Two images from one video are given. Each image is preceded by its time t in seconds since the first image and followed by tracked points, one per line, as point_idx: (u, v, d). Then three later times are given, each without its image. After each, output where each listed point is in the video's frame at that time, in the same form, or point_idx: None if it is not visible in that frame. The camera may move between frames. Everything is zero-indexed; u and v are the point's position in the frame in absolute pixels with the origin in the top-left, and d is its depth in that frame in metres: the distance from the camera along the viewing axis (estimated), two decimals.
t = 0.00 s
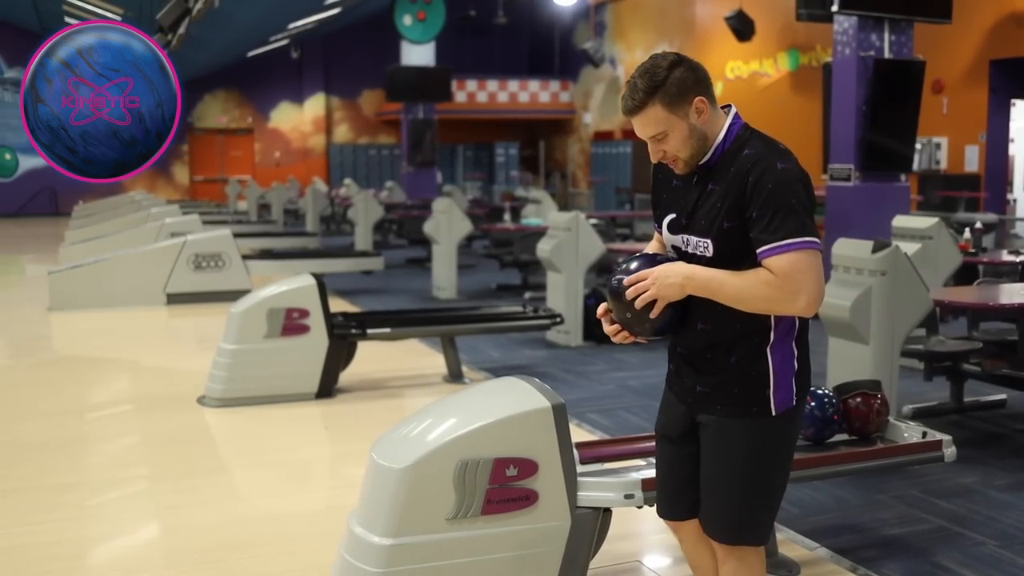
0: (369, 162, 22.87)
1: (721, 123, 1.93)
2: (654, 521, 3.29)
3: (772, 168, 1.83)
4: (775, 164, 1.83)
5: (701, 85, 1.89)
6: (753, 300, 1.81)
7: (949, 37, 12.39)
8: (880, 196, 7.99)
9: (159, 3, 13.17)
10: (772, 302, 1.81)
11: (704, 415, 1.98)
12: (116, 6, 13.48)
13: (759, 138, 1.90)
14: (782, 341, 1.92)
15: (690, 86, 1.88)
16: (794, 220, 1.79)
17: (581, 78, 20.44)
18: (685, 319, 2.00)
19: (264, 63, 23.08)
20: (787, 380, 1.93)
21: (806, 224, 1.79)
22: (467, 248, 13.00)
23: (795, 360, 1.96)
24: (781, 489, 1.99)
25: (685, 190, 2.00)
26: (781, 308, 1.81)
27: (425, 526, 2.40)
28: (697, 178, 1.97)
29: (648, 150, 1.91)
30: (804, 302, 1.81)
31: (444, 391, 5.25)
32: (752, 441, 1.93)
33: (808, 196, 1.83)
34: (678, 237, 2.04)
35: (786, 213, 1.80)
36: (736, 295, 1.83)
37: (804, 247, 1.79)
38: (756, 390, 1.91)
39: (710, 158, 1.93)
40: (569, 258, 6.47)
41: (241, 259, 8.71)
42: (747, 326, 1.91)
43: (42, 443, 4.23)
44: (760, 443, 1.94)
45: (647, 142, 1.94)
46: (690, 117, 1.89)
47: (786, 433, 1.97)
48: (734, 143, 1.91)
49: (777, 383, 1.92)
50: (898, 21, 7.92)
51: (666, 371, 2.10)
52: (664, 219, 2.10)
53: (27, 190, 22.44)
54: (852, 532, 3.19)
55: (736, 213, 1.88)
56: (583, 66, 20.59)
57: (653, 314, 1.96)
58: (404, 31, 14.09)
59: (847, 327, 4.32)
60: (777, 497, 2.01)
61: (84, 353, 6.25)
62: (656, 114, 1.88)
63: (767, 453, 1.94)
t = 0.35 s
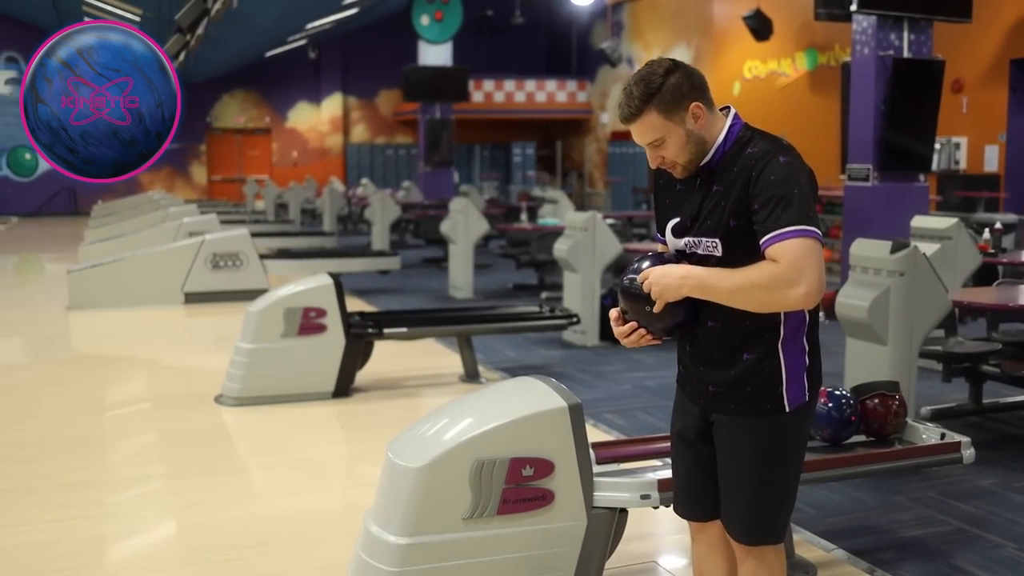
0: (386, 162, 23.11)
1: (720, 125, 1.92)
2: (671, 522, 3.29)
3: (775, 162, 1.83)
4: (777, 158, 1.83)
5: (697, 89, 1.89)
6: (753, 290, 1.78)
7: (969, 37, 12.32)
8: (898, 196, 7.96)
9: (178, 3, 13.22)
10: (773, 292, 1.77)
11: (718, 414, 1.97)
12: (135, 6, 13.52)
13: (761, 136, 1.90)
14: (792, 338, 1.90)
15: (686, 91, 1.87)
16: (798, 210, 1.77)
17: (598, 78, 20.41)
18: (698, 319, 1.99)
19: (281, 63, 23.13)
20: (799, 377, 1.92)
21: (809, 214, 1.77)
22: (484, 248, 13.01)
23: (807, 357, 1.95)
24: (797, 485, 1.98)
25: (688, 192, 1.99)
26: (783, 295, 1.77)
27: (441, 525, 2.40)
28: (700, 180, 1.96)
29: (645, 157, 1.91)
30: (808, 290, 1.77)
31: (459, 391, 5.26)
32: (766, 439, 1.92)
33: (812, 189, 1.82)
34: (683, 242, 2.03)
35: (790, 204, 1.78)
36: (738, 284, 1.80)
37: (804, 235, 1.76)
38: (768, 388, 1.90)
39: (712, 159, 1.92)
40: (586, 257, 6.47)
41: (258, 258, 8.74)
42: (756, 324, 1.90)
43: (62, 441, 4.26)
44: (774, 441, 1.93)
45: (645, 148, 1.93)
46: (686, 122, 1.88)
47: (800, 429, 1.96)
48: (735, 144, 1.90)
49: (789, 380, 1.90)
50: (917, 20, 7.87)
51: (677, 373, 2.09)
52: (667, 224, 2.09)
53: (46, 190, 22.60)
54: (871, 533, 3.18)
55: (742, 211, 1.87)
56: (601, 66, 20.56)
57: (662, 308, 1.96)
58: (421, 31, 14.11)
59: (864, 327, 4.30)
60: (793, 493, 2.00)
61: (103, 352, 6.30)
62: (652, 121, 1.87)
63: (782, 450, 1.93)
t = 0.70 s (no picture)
0: (388, 162, 22.99)
1: (705, 128, 1.93)
2: (670, 523, 3.29)
3: (763, 162, 1.82)
4: (765, 158, 1.83)
5: (680, 95, 1.89)
6: (752, 294, 1.78)
7: (970, 36, 12.31)
8: (900, 196, 7.95)
9: (180, 2, 13.21)
10: (771, 296, 1.78)
11: (716, 412, 1.97)
12: (137, 5, 13.51)
13: (748, 138, 1.89)
14: (789, 335, 1.90)
15: (668, 96, 1.88)
16: (790, 210, 1.77)
17: (599, 78, 20.42)
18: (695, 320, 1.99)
19: (282, 63, 23.14)
20: (796, 372, 1.92)
21: (801, 213, 1.77)
22: (485, 247, 13.03)
23: (803, 353, 1.95)
24: (795, 481, 1.98)
25: (677, 195, 1.99)
26: (783, 296, 1.77)
27: (442, 526, 2.40)
28: (688, 183, 1.96)
29: (632, 162, 1.92)
30: (806, 291, 1.78)
31: (460, 391, 5.26)
32: (765, 437, 1.92)
33: (801, 187, 1.82)
34: (675, 245, 2.03)
35: (781, 203, 1.78)
36: (736, 289, 1.80)
37: (798, 237, 1.76)
38: (766, 385, 1.90)
39: (700, 161, 1.92)
40: (587, 257, 6.47)
41: (259, 258, 8.75)
42: (753, 322, 1.90)
43: (63, 441, 4.26)
44: (773, 436, 1.93)
45: (631, 154, 1.94)
46: (671, 125, 1.89)
47: (797, 426, 1.96)
48: (722, 146, 1.91)
49: (787, 375, 1.91)
50: (919, 20, 7.86)
51: (675, 373, 2.09)
52: (658, 227, 2.09)
53: (49, 189, 22.62)
54: (871, 533, 3.18)
55: (733, 212, 1.87)
56: (602, 66, 20.56)
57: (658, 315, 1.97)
58: (422, 31, 14.10)
59: (866, 328, 4.30)
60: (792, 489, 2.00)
61: (105, 351, 6.29)
62: (637, 127, 1.88)
63: (779, 445, 1.93)
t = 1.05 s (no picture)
0: (388, 162, 22.99)
1: (700, 128, 1.93)
2: (671, 523, 3.29)
3: (756, 164, 1.82)
4: (759, 159, 1.83)
5: (675, 95, 1.89)
6: (747, 291, 1.78)
7: (970, 36, 12.31)
8: (900, 196, 7.95)
9: (180, 2, 13.21)
10: (767, 293, 1.78)
11: (708, 408, 1.97)
12: (137, 6, 13.51)
13: (742, 138, 1.89)
14: (782, 331, 1.91)
15: (663, 95, 1.88)
16: (785, 209, 1.77)
17: (599, 78, 20.43)
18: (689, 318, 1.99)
19: (282, 64, 23.15)
20: (790, 369, 1.93)
21: (795, 212, 1.77)
22: (485, 247, 13.05)
23: (796, 351, 1.95)
24: (787, 480, 1.98)
25: (673, 195, 1.99)
26: (779, 293, 1.77)
27: (442, 526, 2.40)
28: (684, 183, 1.96)
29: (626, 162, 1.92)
30: (801, 288, 1.78)
31: (460, 391, 5.26)
32: (758, 434, 1.92)
33: (795, 186, 1.82)
34: (670, 244, 2.02)
35: (776, 203, 1.78)
36: (731, 286, 1.80)
37: (792, 235, 1.76)
38: (759, 382, 1.90)
39: (695, 161, 1.92)
40: (587, 258, 6.47)
41: (259, 258, 8.75)
42: (747, 320, 1.90)
43: (63, 441, 4.26)
44: (764, 432, 1.93)
45: (627, 154, 1.94)
46: (666, 126, 1.89)
47: (789, 424, 1.96)
48: (716, 145, 1.91)
49: (780, 372, 1.91)
50: (919, 20, 7.86)
51: (669, 371, 2.10)
52: (653, 227, 2.09)
53: (49, 189, 22.63)
54: (871, 533, 3.18)
55: (728, 213, 1.87)
56: (602, 67, 20.60)
57: (650, 312, 1.96)
58: (422, 31, 14.11)
59: (866, 328, 4.30)
60: (784, 488, 2.01)
61: (106, 351, 6.30)
62: (632, 127, 1.88)
63: (770, 443, 1.93)
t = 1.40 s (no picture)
0: (389, 162, 22.97)
1: (689, 126, 1.92)
2: (672, 523, 3.29)
3: (751, 159, 1.82)
4: (752, 155, 1.82)
5: (663, 94, 1.89)
6: (761, 286, 1.80)
7: (970, 36, 12.30)
8: (900, 196, 7.95)
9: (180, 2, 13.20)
10: (781, 284, 1.80)
11: (700, 406, 1.97)
12: (137, 6, 13.50)
13: (733, 134, 1.89)
14: (775, 329, 1.92)
15: (650, 95, 1.88)
16: (784, 204, 1.79)
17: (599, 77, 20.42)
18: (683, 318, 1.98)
19: (282, 64, 23.15)
20: (782, 367, 1.94)
21: (796, 207, 1.79)
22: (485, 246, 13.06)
23: (788, 348, 1.97)
24: (771, 484, 1.98)
25: (664, 194, 1.99)
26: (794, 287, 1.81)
27: (442, 526, 2.40)
28: (675, 181, 1.96)
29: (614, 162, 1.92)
30: (810, 280, 1.82)
31: (460, 391, 5.25)
32: (747, 433, 1.93)
33: (790, 181, 1.82)
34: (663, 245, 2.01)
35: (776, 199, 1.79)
36: (736, 283, 1.81)
37: (799, 229, 1.79)
38: (753, 380, 1.91)
39: (686, 159, 1.92)
40: (587, 258, 6.47)
41: (259, 258, 8.75)
42: (742, 319, 1.91)
43: (63, 441, 4.26)
44: (755, 432, 1.93)
45: (616, 154, 1.94)
46: (653, 125, 1.89)
47: (778, 425, 1.97)
48: (708, 142, 1.90)
49: (773, 370, 1.92)
50: (919, 20, 7.86)
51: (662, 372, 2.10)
52: (644, 228, 2.07)
53: (50, 189, 22.63)
54: (872, 533, 3.18)
55: (723, 208, 1.87)
56: (602, 67, 20.62)
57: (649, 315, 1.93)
58: (422, 30, 14.10)
59: (866, 328, 4.30)
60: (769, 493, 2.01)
61: (106, 351, 6.30)
62: (620, 127, 1.88)
63: (759, 443, 1.94)
